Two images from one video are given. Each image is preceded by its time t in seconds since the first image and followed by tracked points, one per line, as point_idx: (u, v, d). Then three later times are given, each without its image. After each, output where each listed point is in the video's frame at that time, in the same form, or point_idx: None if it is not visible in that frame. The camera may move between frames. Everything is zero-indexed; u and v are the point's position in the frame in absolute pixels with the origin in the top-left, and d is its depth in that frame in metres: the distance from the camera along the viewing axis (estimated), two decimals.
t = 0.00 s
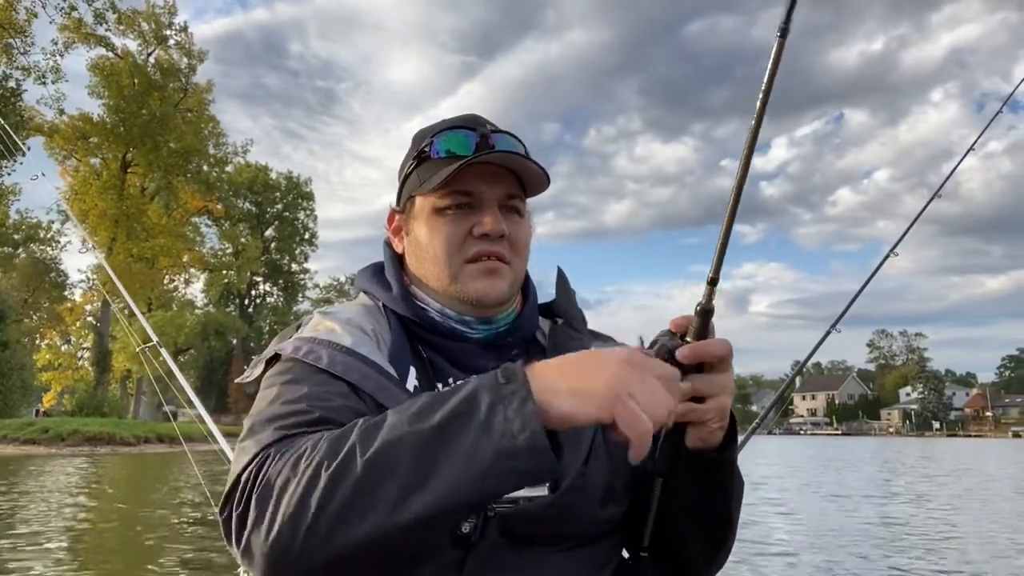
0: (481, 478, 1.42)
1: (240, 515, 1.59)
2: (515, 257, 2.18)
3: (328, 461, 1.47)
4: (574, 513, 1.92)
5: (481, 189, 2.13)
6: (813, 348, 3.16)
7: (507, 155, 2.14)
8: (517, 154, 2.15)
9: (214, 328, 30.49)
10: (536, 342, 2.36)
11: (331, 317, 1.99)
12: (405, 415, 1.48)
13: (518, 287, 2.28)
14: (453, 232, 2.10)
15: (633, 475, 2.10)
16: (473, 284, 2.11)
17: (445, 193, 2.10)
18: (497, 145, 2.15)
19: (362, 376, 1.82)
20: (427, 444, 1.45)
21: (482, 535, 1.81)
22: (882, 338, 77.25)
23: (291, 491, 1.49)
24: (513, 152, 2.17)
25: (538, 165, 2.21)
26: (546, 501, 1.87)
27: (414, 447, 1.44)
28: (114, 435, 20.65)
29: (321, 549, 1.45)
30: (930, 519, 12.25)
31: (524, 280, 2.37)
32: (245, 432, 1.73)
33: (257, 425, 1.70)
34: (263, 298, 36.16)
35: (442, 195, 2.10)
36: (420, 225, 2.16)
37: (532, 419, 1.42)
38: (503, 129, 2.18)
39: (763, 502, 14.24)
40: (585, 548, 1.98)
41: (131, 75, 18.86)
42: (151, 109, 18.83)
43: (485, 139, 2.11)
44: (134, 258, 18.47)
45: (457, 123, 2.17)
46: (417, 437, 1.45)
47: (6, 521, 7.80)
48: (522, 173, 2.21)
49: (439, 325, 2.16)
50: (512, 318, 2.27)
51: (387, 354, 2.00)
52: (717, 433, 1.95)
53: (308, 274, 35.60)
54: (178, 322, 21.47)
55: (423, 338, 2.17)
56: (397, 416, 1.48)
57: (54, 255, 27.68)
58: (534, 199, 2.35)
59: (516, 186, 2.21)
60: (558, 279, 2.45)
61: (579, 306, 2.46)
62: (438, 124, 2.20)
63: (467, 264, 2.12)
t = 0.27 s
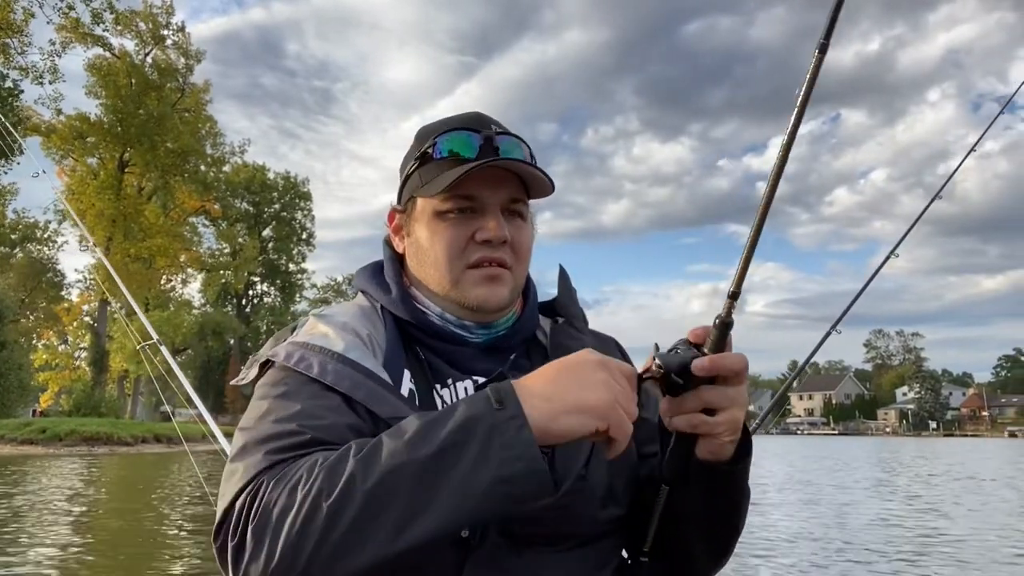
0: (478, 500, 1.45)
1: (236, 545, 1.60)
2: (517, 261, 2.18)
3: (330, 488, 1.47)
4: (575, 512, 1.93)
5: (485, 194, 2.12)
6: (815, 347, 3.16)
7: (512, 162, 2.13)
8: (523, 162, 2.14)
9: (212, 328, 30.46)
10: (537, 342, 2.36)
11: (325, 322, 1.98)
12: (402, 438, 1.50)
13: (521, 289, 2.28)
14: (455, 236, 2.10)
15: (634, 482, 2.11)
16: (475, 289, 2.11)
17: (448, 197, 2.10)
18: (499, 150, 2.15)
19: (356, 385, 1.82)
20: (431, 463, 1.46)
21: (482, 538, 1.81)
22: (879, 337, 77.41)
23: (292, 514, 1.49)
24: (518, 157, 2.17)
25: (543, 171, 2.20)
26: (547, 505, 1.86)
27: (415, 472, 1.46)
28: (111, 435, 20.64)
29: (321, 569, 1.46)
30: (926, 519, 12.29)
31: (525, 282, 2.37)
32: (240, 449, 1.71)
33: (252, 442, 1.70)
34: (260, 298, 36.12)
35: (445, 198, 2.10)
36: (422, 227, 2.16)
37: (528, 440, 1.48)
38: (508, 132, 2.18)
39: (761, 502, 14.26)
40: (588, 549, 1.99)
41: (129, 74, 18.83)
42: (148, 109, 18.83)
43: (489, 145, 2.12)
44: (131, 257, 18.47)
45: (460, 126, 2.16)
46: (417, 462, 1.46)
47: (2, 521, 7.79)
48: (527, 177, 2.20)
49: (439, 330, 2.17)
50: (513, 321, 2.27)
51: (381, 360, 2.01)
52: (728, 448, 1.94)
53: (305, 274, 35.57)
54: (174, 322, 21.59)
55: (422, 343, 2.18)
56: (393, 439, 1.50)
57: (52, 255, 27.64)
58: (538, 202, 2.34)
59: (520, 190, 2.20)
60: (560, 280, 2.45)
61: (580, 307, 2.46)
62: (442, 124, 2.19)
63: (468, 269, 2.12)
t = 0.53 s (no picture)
0: (464, 522, 1.45)
1: (224, 553, 1.62)
2: (518, 260, 2.18)
3: (315, 504, 1.48)
4: (573, 510, 1.92)
5: (486, 192, 2.13)
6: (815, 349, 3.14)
7: (513, 161, 2.14)
8: (524, 161, 2.15)
9: (209, 327, 30.39)
10: (536, 340, 2.36)
11: (322, 322, 1.97)
12: (391, 459, 1.49)
13: (520, 288, 2.28)
14: (456, 235, 2.11)
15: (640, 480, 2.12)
16: (476, 288, 2.12)
17: (449, 196, 2.11)
18: (500, 149, 2.15)
19: (353, 385, 1.83)
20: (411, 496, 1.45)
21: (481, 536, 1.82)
22: (877, 339, 77.49)
23: (279, 527, 1.50)
24: (519, 156, 2.17)
25: (543, 170, 2.20)
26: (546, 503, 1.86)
27: (401, 494, 1.46)
28: (109, 435, 20.60)
29: None
30: (923, 519, 12.31)
31: (525, 281, 2.37)
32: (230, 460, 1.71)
33: (242, 451, 1.70)
34: (258, 298, 36.07)
35: (446, 197, 2.11)
36: (422, 227, 2.17)
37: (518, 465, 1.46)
38: (508, 132, 2.19)
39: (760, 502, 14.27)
40: (587, 547, 1.99)
41: (127, 73, 18.87)
42: (146, 108, 18.83)
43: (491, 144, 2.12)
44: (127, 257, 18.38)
45: (460, 125, 2.17)
46: (405, 485, 1.46)
47: None
48: (527, 177, 2.21)
49: (440, 329, 2.17)
50: (512, 320, 2.27)
51: (377, 360, 2.01)
52: (751, 441, 1.95)
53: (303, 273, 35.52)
54: (172, 322, 21.51)
55: (420, 342, 2.18)
56: (380, 459, 1.49)
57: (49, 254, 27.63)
58: (537, 202, 2.34)
59: (520, 189, 2.21)
60: (558, 278, 2.46)
61: (579, 305, 2.46)
62: (442, 124, 2.20)
63: (469, 268, 2.12)
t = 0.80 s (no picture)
0: None
1: None
2: (517, 261, 2.20)
3: (249, 561, 1.50)
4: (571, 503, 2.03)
5: (485, 194, 2.15)
6: (807, 349, 3.15)
7: (513, 163, 2.15)
8: (525, 162, 2.17)
9: (207, 326, 30.37)
10: (535, 339, 2.36)
11: (315, 330, 2.07)
12: (323, 531, 1.48)
13: (519, 288, 2.30)
14: (457, 236, 2.12)
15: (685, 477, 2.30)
16: (476, 289, 2.13)
17: (450, 198, 2.12)
18: (500, 150, 2.17)
19: (349, 393, 1.93)
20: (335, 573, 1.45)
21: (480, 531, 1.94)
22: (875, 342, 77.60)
23: None
24: (518, 158, 2.20)
25: (543, 172, 2.22)
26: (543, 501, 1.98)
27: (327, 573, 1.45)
28: (107, 434, 20.59)
29: None
30: (919, 520, 12.36)
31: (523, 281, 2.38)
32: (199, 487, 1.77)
33: (206, 481, 1.76)
34: (255, 297, 36.06)
35: (447, 199, 2.12)
36: (422, 228, 2.18)
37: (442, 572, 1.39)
38: (508, 134, 2.21)
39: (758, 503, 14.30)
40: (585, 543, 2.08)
41: (124, 73, 18.99)
42: (143, 108, 18.85)
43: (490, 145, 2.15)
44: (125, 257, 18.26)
45: (460, 127, 2.20)
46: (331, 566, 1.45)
47: None
48: (527, 179, 2.22)
49: (438, 330, 2.19)
50: (511, 319, 2.28)
51: (370, 365, 2.05)
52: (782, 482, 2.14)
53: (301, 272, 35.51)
54: (170, 321, 21.52)
55: (416, 345, 2.20)
56: (314, 526, 1.50)
57: (46, 253, 27.63)
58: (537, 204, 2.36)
59: (519, 191, 2.23)
60: (556, 279, 2.47)
61: (578, 304, 2.47)
62: (441, 125, 2.23)
63: (469, 269, 2.14)
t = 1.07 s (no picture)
0: None
1: None
2: (521, 263, 2.20)
3: None
4: (571, 506, 1.99)
5: (490, 196, 2.16)
6: (806, 348, 3.18)
7: (519, 166, 2.16)
8: (530, 165, 2.18)
9: (204, 325, 30.35)
10: (537, 341, 2.37)
11: (316, 334, 2.11)
12: None
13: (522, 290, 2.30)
14: (461, 237, 2.13)
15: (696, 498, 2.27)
16: (478, 289, 2.13)
17: (454, 199, 2.14)
18: (504, 153, 2.19)
19: (352, 399, 1.98)
20: None
21: (479, 535, 1.94)
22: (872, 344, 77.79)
23: None
24: (522, 160, 2.21)
25: (548, 176, 2.23)
26: (542, 501, 1.96)
27: None
28: (104, 433, 20.55)
29: None
30: (914, 521, 12.40)
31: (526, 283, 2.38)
32: (195, 501, 1.86)
33: (200, 497, 1.85)
34: (253, 296, 36.06)
35: (451, 201, 2.14)
36: (426, 228, 2.19)
37: None
38: (512, 137, 2.23)
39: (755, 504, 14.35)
40: (586, 548, 2.05)
41: (123, 71, 19.14)
42: (142, 107, 18.93)
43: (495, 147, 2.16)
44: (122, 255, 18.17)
45: (466, 129, 2.22)
46: None
47: None
48: (532, 182, 2.23)
49: (439, 332, 2.20)
50: (513, 321, 2.29)
51: (370, 369, 2.09)
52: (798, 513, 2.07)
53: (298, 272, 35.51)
54: (167, 319, 21.51)
55: (418, 347, 2.21)
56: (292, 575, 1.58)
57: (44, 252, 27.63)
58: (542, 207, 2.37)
59: (524, 194, 2.24)
60: (558, 281, 2.47)
61: (580, 307, 2.47)
62: (446, 127, 2.25)
63: (473, 270, 2.14)
